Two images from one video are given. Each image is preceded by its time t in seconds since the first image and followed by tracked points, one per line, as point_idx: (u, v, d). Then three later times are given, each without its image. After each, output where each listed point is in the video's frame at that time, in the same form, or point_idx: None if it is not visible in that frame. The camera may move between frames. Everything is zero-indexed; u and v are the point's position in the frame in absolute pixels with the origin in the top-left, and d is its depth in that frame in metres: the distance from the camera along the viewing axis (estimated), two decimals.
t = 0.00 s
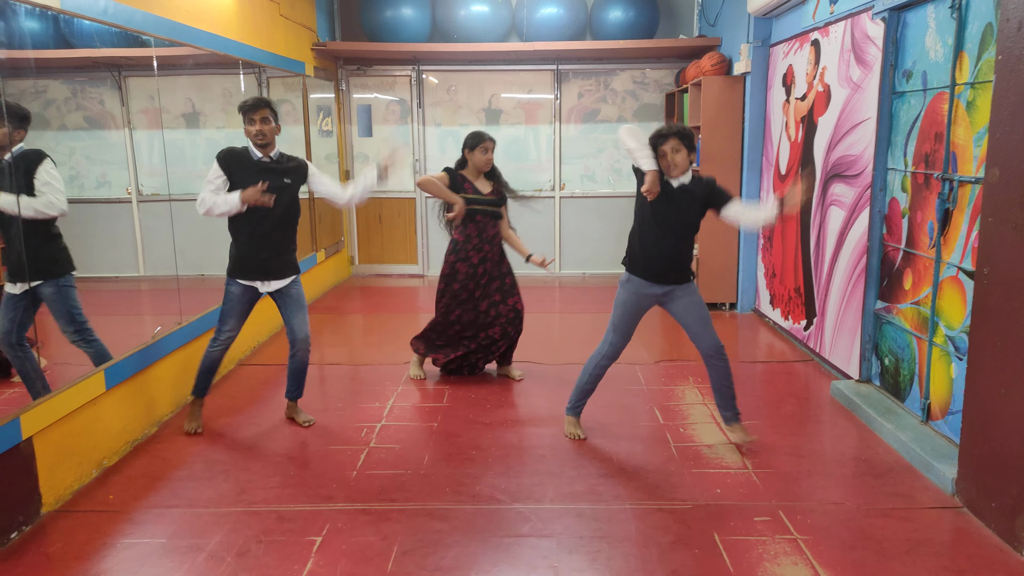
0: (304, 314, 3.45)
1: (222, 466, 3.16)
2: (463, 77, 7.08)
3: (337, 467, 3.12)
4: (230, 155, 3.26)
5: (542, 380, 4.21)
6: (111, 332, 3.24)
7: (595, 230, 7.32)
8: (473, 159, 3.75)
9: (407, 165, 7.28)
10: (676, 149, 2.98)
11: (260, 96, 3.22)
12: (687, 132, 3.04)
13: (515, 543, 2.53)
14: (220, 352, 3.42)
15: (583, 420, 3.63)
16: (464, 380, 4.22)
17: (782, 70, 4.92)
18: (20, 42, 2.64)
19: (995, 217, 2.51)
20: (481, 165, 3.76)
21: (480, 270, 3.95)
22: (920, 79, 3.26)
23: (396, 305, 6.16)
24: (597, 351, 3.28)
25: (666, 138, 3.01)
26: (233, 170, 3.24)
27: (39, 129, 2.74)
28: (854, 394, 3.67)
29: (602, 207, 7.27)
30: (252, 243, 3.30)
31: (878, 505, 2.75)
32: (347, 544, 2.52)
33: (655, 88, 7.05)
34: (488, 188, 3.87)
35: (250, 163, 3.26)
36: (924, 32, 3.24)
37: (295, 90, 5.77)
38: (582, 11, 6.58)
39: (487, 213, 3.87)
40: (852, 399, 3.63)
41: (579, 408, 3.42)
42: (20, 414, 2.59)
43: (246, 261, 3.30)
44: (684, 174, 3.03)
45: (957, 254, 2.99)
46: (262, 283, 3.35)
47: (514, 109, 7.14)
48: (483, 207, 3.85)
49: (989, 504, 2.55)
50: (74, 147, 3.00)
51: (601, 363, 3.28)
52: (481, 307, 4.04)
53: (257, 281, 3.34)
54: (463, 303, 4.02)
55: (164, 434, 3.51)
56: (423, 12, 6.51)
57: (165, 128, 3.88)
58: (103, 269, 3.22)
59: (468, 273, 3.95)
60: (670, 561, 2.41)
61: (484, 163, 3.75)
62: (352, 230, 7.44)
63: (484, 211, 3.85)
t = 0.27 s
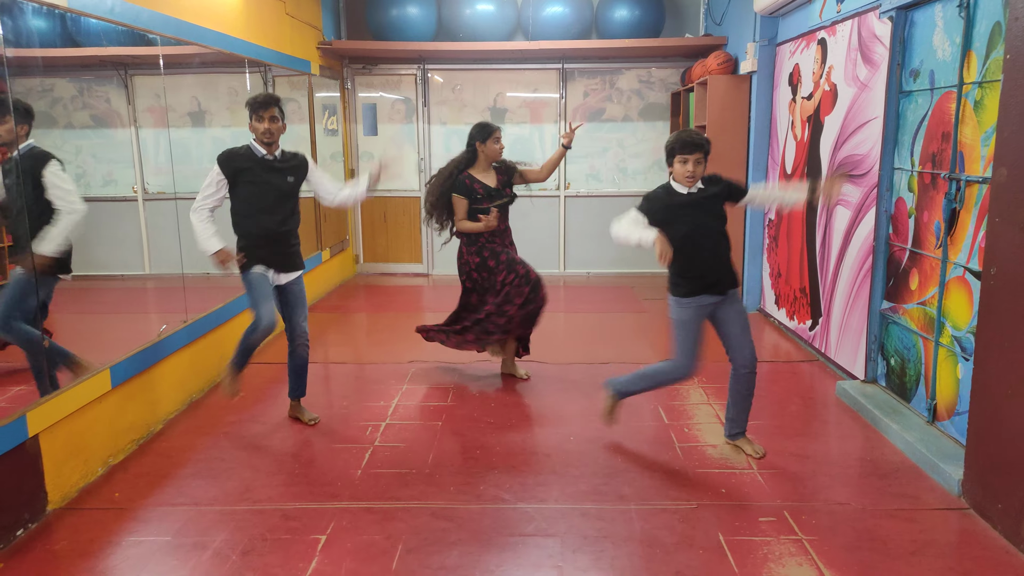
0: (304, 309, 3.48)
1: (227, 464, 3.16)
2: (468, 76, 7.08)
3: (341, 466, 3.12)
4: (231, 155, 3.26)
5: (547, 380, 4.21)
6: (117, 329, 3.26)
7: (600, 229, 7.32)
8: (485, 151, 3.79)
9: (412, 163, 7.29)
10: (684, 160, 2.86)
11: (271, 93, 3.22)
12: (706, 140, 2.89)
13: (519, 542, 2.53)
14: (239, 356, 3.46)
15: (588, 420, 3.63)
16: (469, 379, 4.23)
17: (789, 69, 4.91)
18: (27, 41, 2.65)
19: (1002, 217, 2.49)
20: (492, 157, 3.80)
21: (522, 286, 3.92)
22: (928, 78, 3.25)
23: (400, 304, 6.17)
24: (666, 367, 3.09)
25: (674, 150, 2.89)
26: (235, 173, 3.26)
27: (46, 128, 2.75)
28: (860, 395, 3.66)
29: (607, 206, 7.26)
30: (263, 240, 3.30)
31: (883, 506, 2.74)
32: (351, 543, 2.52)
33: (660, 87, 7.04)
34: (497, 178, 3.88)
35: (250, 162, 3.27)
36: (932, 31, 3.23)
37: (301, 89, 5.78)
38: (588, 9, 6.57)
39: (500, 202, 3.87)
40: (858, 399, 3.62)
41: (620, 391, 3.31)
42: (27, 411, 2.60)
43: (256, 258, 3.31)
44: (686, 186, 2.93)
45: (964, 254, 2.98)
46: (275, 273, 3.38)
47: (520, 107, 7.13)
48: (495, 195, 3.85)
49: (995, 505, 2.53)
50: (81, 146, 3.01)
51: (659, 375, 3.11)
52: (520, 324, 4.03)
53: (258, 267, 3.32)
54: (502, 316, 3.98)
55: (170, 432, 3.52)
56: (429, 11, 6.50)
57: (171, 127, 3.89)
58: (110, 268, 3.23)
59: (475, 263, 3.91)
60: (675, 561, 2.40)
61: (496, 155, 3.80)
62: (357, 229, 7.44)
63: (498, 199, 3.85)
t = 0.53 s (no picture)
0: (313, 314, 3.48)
1: (230, 466, 3.17)
2: (470, 76, 7.08)
3: (344, 467, 3.12)
4: (230, 158, 3.33)
5: (550, 381, 4.21)
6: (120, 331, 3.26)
7: (603, 230, 7.31)
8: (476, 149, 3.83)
9: (415, 164, 7.29)
10: (693, 183, 2.83)
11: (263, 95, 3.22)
12: (719, 159, 2.83)
13: (523, 543, 2.53)
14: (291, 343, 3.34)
15: (591, 420, 3.63)
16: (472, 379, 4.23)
17: (791, 68, 4.90)
18: (31, 43, 2.66)
19: (1006, 216, 2.49)
20: (483, 155, 3.82)
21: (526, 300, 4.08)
22: (931, 76, 3.24)
23: (403, 305, 6.17)
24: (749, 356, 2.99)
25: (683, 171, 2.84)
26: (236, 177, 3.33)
27: (50, 130, 2.76)
28: (863, 394, 3.65)
29: (609, 207, 7.25)
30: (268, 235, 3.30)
31: (887, 506, 2.73)
32: (354, 544, 2.53)
33: (663, 87, 7.04)
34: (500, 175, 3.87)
35: (249, 162, 3.30)
36: (935, 29, 3.22)
37: (303, 90, 5.79)
38: (590, 10, 6.57)
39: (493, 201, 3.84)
40: (862, 399, 3.61)
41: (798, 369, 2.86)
42: (32, 414, 2.61)
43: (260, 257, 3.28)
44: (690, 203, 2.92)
45: (967, 253, 2.97)
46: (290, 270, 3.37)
47: (522, 108, 7.13)
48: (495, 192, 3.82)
49: (1000, 505, 2.53)
50: (84, 148, 3.02)
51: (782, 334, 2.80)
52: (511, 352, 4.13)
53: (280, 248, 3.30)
54: (502, 338, 4.07)
55: (174, 433, 3.53)
56: (431, 12, 6.51)
57: (174, 129, 3.90)
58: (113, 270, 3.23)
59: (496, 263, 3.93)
60: (679, 562, 2.40)
61: (486, 151, 3.80)
62: (360, 230, 7.45)
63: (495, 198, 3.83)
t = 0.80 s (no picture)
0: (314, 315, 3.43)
1: (229, 466, 3.16)
2: (468, 76, 7.08)
3: (343, 466, 3.12)
4: (231, 161, 3.31)
5: (550, 381, 4.20)
6: (118, 331, 3.26)
7: (601, 229, 7.31)
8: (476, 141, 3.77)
9: (413, 164, 7.29)
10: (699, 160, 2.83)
11: (264, 98, 3.21)
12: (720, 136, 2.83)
13: (522, 542, 2.53)
14: (242, 357, 3.39)
15: (589, 419, 3.63)
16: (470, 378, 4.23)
17: (788, 67, 4.91)
18: (28, 44, 2.65)
19: (1003, 214, 2.49)
20: (483, 148, 3.76)
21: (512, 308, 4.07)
22: (928, 75, 3.24)
23: (402, 304, 6.17)
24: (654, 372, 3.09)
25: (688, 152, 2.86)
26: (234, 179, 3.30)
27: (47, 130, 2.75)
28: (861, 392, 3.65)
29: (607, 205, 7.26)
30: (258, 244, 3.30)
31: (886, 504, 2.73)
32: (353, 543, 2.53)
33: (660, 86, 7.04)
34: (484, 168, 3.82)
35: (249, 168, 3.28)
36: (932, 28, 3.23)
37: (301, 90, 5.78)
38: (588, 9, 6.57)
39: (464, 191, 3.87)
40: (860, 397, 3.62)
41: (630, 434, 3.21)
42: (29, 414, 2.60)
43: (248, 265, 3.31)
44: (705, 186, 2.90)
45: (965, 251, 2.98)
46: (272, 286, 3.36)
47: (520, 107, 7.13)
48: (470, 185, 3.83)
49: (997, 503, 2.53)
50: (81, 148, 3.02)
51: (659, 381, 3.06)
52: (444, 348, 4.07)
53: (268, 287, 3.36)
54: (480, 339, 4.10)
55: (172, 434, 3.52)
56: (429, 11, 6.51)
57: (171, 129, 3.89)
58: (112, 270, 3.23)
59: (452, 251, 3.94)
60: (677, 560, 2.40)
61: (489, 145, 3.75)
62: (359, 229, 7.45)
63: (466, 190, 3.85)
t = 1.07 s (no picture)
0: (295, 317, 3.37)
1: (231, 464, 3.17)
2: (471, 75, 7.08)
3: (345, 465, 3.13)
4: (230, 158, 3.33)
5: (552, 380, 4.20)
6: (121, 329, 3.27)
7: (603, 229, 7.31)
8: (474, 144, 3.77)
9: (415, 163, 7.29)
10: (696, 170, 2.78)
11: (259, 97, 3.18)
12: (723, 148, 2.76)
13: (524, 542, 2.53)
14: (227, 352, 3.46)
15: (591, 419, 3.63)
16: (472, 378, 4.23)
17: (792, 67, 4.90)
18: (32, 41, 2.66)
19: (1007, 215, 2.49)
20: (481, 151, 3.75)
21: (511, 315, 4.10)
22: (932, 76, 3.24)
23: (404, 303, 6.17)
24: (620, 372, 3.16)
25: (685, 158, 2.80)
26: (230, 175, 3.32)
27: (51, 128, 2.76)
28: (863, 394, 3.65)
29: (610, 206, 7.26)
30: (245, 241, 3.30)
31: (888, 505, 2.73)
32: (354, 542, 2.53)
33: (664, 86, 7.03)
34: (483, 171, 3.81)
35: (245, 166, 3.29)
36: (936, 29, 3.22)
37: (304, 89, 5.79)
38: (591, 9, 6.56)
39: (466, 196, 3.88)
40: (862, 399, 3.61)
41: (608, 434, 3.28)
42: (32, 411, 2.61)
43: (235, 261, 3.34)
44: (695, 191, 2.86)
45: (968, 253, 2.97)
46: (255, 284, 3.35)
47: (523, 107, 7.13)
48: (470, 190, 3.84)
49: (1000, 505, 2.53)
50: (85, 146, 3.02)
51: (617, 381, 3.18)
52: (448, 351, 4.16)
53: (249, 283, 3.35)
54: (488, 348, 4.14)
55: (174, 432, 3.53)
56: (432, 10, 6.51)
57: (175, 127, 3.90)
58: (115, 268, 3.24)
59: (460, 258, 3.96)
60: (679, 561, 2.40)
61: (484, 148, 3.74)
62: (361, 228, 7.45)
63: (467, 195, 3.86)
